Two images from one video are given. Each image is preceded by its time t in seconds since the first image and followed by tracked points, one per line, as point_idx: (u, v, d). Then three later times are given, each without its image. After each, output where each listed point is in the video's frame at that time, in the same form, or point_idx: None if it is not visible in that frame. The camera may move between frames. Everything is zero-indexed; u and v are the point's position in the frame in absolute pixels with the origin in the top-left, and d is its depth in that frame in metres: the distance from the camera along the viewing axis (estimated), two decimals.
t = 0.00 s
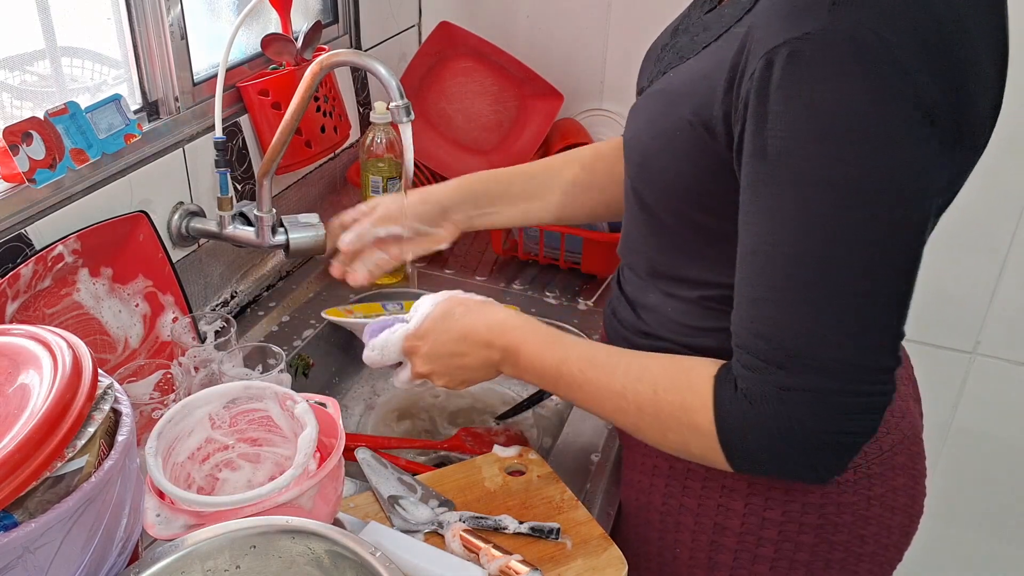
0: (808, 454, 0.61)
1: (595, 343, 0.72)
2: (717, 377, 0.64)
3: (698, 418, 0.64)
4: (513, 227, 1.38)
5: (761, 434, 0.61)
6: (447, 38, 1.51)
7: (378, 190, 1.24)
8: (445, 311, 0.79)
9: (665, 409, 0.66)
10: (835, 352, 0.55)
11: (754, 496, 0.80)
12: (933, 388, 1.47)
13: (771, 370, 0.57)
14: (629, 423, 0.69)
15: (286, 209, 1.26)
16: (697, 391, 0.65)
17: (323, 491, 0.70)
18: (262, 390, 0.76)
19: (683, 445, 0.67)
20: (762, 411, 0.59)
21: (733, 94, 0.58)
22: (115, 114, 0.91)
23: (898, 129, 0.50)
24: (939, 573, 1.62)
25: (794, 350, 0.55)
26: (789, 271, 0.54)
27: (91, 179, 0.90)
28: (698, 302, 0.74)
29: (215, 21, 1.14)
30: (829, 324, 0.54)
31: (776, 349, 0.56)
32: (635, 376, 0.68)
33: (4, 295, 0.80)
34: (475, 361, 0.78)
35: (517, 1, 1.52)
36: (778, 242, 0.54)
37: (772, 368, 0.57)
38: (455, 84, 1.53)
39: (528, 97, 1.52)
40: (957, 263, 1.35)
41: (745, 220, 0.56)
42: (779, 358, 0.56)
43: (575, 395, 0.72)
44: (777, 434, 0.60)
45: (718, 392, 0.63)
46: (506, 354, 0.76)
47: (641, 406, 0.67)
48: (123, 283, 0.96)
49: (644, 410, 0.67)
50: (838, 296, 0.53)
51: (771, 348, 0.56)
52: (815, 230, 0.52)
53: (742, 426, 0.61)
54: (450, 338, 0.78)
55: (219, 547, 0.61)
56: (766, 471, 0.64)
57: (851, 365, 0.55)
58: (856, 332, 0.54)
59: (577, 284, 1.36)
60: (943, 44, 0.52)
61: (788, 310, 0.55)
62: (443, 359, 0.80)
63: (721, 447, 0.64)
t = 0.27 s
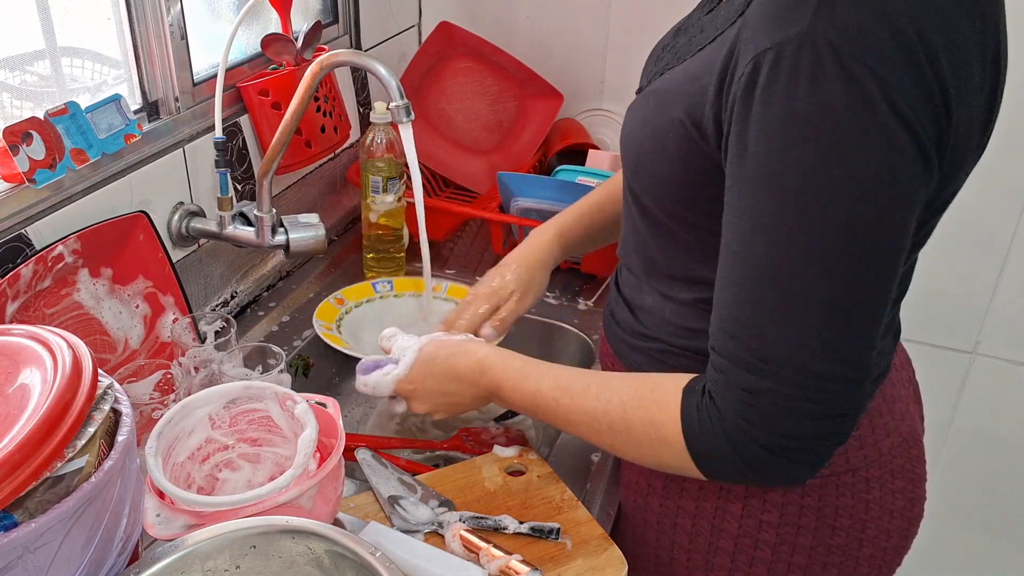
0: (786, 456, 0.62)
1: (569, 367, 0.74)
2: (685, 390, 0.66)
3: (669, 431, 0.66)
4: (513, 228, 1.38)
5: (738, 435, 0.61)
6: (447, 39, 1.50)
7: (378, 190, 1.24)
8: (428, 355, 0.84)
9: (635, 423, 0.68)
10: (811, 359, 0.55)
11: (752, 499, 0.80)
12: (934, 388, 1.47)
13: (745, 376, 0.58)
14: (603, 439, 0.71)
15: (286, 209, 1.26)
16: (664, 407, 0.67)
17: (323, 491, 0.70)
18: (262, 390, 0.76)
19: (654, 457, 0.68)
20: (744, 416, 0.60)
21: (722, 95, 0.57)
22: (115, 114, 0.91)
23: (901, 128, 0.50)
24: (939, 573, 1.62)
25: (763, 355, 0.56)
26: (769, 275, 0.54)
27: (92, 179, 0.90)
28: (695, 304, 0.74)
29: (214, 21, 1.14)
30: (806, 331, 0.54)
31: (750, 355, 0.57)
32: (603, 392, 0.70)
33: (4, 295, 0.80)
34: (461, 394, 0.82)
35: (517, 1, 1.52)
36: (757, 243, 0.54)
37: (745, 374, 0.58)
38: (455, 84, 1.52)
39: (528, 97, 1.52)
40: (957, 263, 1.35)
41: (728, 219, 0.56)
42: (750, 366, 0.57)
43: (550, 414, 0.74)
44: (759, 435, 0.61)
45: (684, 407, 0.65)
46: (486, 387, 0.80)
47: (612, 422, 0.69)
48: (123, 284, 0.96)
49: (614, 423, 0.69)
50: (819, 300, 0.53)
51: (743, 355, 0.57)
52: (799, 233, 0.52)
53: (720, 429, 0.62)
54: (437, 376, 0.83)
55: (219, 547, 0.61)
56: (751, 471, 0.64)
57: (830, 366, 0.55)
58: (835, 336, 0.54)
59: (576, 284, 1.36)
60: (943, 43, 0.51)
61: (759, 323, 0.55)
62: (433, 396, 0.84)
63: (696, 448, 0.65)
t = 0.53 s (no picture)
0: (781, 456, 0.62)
1: (569, 367, 0.75)
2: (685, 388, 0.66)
3: (666, 430, 0.66)
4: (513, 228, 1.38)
5: (735, 435, 0.62)
6: (447, 38, 1.50)
7: (378, 190, 1.24)
8: (435, 354, 0.86)
9: (634, 423, 0.68)
10: (807, 359, 0.55)
11: (750, 500, 0.80)
12: (934, 389, 1.47)
13: (742, 377, 0.58)
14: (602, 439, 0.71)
15: (286, 210, 1.25)
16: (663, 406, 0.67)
17: (323, 491, 0.70)
18: (262, 390, 0.76)
19: (652, 455, 0.68)
20: (741, 416, 0.60)
21: (725, 94, 0.57)
22: (116, 114, 0.91)
23: (901, 129, 0.50)
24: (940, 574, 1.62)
25: (759, 357, 0.56)
26: (768, 275, 0.54)
27: (92, 179, 0.90)
28: (694, 304, 0.74)
29: (215, 21, 1.14)
30: (802, 333, 0.54)
31: (747, 356, 0.57)
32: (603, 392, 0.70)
33: (4, 295, 0.80)
34: (468, 392, 0.83)
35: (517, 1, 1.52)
36: (756, 243, 0.54)
37: (741, 375, 0.58)
38: (455, 84, 1.52)
39: (528, 97, 1.52)
40: (957, 263, 1.35)
41: (727, 218, 0.56)
42: (747, 368, 0.58)
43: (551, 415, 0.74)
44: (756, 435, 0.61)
45: (683, 406, 0.65)
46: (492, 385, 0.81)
47: (612, 423, 0.69)
48: (123, 284, 0.96)
49: (614, 424, 0.69)
50: (816, 301, 0.53)
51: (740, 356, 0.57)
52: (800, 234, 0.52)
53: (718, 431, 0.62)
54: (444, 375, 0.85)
55: (220, 547, 0.61)
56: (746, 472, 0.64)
57: (827, 368, 0.55)
58: (829, 338, 0.54)
59: (576, 284, 1.36)
60: (944, 44, 0.51)
61: (754, 326, 0.56)
62: (442, 395, 0.86)
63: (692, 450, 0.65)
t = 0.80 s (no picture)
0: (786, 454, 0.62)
1: (572, 370, 0.74)
2: (689, 391, 0.66)
3: (672, 433, 0.66)
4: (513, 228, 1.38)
5: (739, 434, 0.62)
6: (447, 38, 1.49)
7: (378, 190, 1.24)
8: (431, 351, 0.83)
9: (640, 426, 0.68)
10: (812, 358, 0.55)
11: (751, 500, 0.80)
12: (933, 389, 1.47)
13: (747, 377, 0.58)
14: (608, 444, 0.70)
15: (286, 210, 1.25)
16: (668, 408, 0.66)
17: (323, 492, 0.70)
18: (262, 390, 0.76)
19: (656, 460, 0.68)
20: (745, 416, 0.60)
21: (726, 95, 0.57)
22: (116, 114, 0.91)
23: (902, 128, 0.50)
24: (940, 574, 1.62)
25: (765, 356, 0.56)
26: (767, 274, 0.54)
27: (92, 180, 0.90)
28: (696, 304, 0.74)
29: (215, 21, 1.14)
30: (806, 334, 0.54)
31: (752, 355, 0.57)
32: (607, 396, 0.70)
33: (4, 295, 0.80)
34: (461, 392, 0.82)
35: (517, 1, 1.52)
36: (758, 241, 0.54)
37: (746, 374, 0.58)
38: (455, 84, 1.52)
39: (529, 97, 1.52)
40: (957, 263, 1.35)
41: (732, 217, 0.56)
42: (752, 368, 0.57)
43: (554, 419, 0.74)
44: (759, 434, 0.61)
45: (688, 408, 0.65)
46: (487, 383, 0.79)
47: (617, 427, 0.69)
48: (123, 284, 0.96)
49: (619, 427, 0.69)
50: (817, 301, 0.53)
51: (745, 354, 0.57)
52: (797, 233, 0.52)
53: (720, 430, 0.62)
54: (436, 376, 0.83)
55: (220, 548, 0.61)
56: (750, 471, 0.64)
57: (830, 369, 0.56)
58: (832, 339, 0.54)
59: (576, 284, 1.36)
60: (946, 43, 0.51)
61: (760, 325, 0.55)
62: (432, 394, 0.84)
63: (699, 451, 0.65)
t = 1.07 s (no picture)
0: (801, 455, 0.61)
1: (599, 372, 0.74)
2: (717, 390, 0.66)
3: (699, 432, 0.65)
4: (513, 228, 1.39)
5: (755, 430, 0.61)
6: (447, 38, 1.50)
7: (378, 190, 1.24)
8: (456, 359, 0.81)
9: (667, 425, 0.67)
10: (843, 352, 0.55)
11: (753, 500, 0.80)
12: (933, 389, 1.47)
13: (771, 372, 0.58)
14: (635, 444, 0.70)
15: (286, 210, 1.25)
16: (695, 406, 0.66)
17: (323, 492, 0.70)
18: (262, 390, 0.76)
19: (686, 461, 0.67)
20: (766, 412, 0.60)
21: (747, 94, 0.58)
22: (116, 114, 0.91)
23: (903, 127, 0.50)
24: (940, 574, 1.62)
25: (787, 351, 0.56)
26: (778, 271, 0.55)
27: (92, 179, 0.91)
28: (702, 303, 0.74)
29: (215, 21, 1.14)
30: (822, 329, 0.54)
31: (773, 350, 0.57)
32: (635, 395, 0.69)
33: (4, 295, 0.80)
34: (488, 396, 0.80)
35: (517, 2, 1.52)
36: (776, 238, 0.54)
37: (775, 372, 0.57)
38: (455, 84, 1.52)
39: (529, 97, 1.52)
40: (958, 263, 1.35)
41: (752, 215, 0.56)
42: (779, 363, 0.57)
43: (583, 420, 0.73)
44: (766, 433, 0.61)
45: (715, 404, 0.65)
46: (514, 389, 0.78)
47: (645, 429, 0.68)
48: (123, 283, 0.96)
49: (646, 425, 0.68)
50: (829, 296, 0.53)
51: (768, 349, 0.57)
52: (809, 230, 0.52)
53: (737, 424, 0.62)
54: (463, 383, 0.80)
55: (219, 548, 0.61)
56: (758, 470, 0.64)
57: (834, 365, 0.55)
58: (848, 332, 0.54)
59: (576, 284, 1.36)
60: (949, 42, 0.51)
61: (786, 319, 0.55)
62: (457, 402, 0.82)
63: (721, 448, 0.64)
